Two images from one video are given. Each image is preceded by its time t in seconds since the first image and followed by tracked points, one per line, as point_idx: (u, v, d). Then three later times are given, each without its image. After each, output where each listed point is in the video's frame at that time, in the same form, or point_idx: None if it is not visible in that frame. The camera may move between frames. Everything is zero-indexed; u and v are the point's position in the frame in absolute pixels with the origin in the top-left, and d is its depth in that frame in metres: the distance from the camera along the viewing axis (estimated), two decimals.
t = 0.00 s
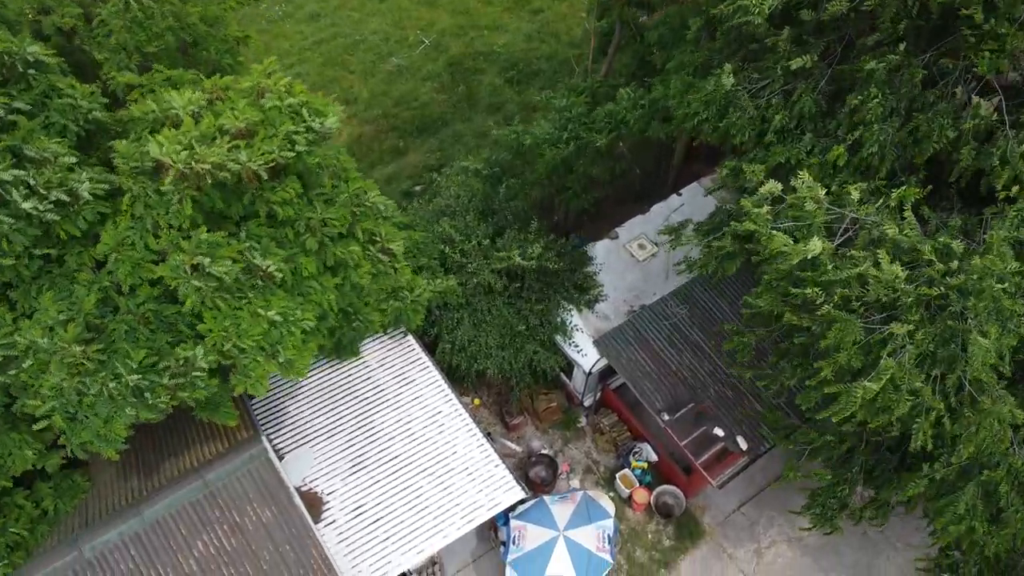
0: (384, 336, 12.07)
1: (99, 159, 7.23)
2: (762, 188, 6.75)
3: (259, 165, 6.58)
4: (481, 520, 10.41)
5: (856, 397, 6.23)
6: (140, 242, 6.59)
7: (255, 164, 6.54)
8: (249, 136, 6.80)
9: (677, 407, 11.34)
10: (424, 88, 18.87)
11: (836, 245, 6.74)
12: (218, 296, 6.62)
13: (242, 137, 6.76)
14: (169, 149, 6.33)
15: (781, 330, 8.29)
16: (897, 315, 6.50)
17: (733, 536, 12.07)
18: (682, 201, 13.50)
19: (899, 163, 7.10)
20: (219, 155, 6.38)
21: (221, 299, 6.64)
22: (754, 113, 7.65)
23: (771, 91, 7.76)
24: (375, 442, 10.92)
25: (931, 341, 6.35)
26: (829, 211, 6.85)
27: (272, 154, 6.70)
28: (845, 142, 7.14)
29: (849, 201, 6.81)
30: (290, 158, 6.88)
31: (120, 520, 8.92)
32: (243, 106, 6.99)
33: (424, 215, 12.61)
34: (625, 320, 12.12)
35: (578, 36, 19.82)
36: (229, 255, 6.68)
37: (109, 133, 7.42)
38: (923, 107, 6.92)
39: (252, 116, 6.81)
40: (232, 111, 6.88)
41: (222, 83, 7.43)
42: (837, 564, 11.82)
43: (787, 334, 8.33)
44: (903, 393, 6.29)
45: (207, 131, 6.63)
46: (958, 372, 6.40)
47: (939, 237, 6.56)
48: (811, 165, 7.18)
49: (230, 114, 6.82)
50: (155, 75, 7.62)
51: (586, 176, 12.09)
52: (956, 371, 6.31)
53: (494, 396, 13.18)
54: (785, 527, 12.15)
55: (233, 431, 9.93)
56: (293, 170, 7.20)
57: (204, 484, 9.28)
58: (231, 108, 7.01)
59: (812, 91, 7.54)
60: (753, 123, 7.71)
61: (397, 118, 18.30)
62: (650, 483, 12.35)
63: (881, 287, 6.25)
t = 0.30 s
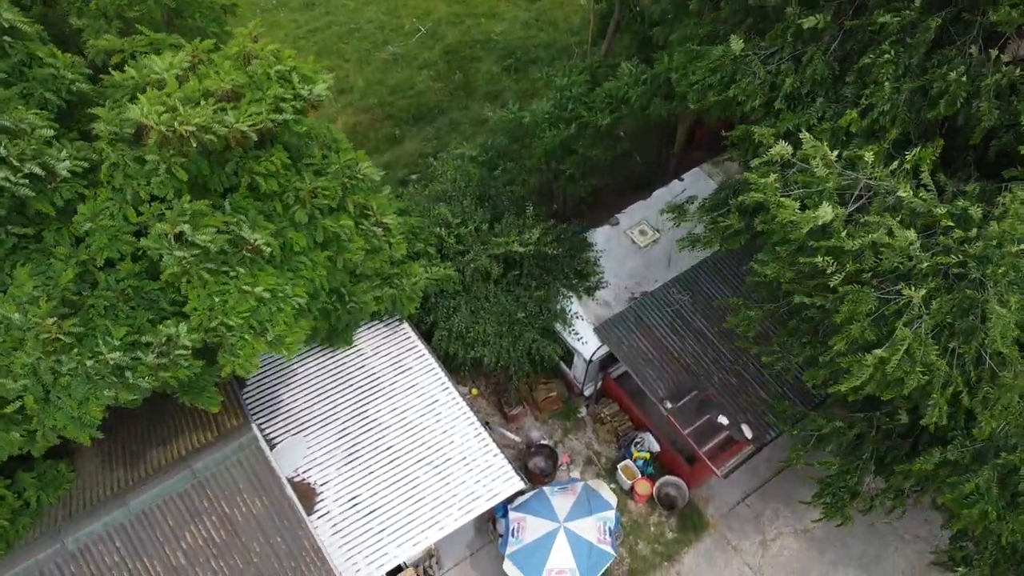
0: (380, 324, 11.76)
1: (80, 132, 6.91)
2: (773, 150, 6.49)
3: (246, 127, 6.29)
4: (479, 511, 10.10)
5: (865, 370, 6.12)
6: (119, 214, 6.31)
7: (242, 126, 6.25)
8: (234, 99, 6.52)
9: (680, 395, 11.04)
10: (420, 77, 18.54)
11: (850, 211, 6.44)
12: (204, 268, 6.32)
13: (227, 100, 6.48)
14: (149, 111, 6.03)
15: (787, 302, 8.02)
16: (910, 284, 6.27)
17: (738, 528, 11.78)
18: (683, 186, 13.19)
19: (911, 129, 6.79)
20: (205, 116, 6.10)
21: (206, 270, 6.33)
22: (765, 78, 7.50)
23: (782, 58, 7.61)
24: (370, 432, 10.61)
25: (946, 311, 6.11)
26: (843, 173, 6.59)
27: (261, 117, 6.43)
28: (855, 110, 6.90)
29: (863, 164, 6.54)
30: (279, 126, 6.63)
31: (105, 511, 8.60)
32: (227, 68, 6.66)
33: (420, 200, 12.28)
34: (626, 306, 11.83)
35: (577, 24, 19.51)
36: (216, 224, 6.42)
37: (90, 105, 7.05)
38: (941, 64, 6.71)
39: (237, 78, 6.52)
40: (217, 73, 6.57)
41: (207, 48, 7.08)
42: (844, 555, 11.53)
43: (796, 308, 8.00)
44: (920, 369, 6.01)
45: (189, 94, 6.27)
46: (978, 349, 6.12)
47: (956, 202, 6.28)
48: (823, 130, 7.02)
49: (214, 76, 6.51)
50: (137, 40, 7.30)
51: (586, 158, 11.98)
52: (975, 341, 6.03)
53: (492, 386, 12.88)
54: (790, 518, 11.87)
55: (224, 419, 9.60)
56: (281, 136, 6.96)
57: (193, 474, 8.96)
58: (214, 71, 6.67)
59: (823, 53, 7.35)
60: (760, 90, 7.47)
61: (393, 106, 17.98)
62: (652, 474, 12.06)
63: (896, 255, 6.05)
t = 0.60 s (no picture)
0: (374, 312, 11.46)
1: (58, 102, 6.58)
2: (782, 115, 6.33)
3: (222, 88, 5.93)
4: (476, 502, 9.81)
5: (890, 345, 5.81)
6: (98, 184, 6.03)
7: (218, 87, 5.89)
8: (214, 61, 6.20)
9: (683, 383, 10.74)
10: (416, 65, 18.22)
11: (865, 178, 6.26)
12: (187, 239, 6.06)
13: (206, 61, 6.17)
14: (118, 68, 5.77)
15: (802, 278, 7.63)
16: (927, 256, 6.06)
17: (743, 520, 11.49)
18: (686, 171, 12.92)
19: (925, 93, 6.72)
20: (178, 74, 5.77)
21: (188, 241, 6.06)
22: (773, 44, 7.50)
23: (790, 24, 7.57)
24: (364, 422, 10.33)
25: (967, 282, 5.87)
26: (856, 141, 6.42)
27: (238, 79, 6.08)
28: (866, 76, 6.73)
29: (879, 127, 6.29)
30: (262, 93, 6.41)
31: (88, 503, 8.28)
32: (207, 30, 6.38)
33: (416, 185, 11.98)
34: (626, 293, 11.56)
35: (575, 12, 19.20)
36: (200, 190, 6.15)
37: (66, 73, 6.74)
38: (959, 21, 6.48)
39: (217, 38, 6.21)
40: (197, 34, 6.28)
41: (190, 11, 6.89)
42: (852, 548, 11.24)
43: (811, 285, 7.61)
44: (932, 344, 5.78)
45: (167, 52, 6.02)
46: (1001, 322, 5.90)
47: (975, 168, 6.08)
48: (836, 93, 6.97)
49: (194, 36, 6.22)
50: (115, 7, 7.07)
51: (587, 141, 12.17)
52: (997, 313, 5.82)
53: (490, 375, 12.58)
54: (796, 510, 11.59)
55: (212, 408, 9.28)
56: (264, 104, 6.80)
57: (179, 464, 8.65)
58: (194, 31, 6.45)
59: (833, 17, 7.28)
60: (769, 56, 7.51)
61: (388, 95, 17.66)
62: (654, 465, 11.77)
63: (914, 222, 5.83)
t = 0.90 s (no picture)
0: (369, 299, 11.17)
1: (29, 67, 6.23)
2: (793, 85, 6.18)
3: (194, 46, 5.76)
4: (474, 493, 9.52)
5: (920, 315, 5.57)
6: (73, 155, 5.77)
7: (190, 45, 5.72)
8: (189, 18, 6.09)
9: (686, 370, 10.45)
10: (411, 53, 17.90)
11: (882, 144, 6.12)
12: (165, 211, 5.87)
13: (180, 18, 6.04)
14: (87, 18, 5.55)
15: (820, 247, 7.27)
16: (954, 227, 5.84)
17: (748, 511, 11.22)
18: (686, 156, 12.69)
19: (940, 59, 6.62)
20: (148, 29, 5.61)
21: (166, 214, 5.87)
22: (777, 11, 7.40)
23: None
24: (359, 411, 10.04)
25: (994, 253, 5.63)
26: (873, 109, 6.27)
27: (212, 37, 5.92)
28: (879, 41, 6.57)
29: (896, 92, 6.15)
30: (244, 51, 6.25)
31: (71, 493, 7.97)
32: None
33: (411, 169, 11.68)
34: (627, 279, 11.28)
35: None
36: (180, 158, 5.98)
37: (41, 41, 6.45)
38: None
39: None
40: None
41: None
42: (860, 539, 10.97)
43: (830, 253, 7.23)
44: (949, 318, 5.52)
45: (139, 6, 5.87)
46: None
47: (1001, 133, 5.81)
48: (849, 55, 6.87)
49: None
50: None
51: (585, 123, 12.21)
52: None
53: (488, 365, 12.29)
54: (802, 500, 11.31)
55: (200, 396, 8.97)
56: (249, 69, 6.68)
57: (166, 453, 8.36)
58: None
59: None
60: (773, 22, 7.40)
61: (383, 83, 17.35)
62: (656, 455, 11.50)
63: (940, 193, 5.59)
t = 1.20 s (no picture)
0: (364, 287, 10.89)
1: None
2: (811, 44, 6.17)
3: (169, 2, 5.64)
4: (472, 484, 9.24)
5: (946, 286, 5.28)
6: (45, 124, 5.76)
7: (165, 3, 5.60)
8: None
9: (690, 358, 10.17)
10: (407, 41, 17.59)
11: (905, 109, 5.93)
12: (140, 184, 5.86)
13: None
14: None
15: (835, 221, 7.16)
16: (977, 199, 5.61)
17: (754, 502, 10.95)
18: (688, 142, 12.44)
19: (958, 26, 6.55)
20: None
21: (141, 187, 5.86)
22: None
23: None
24: (353, 401, 9.75)
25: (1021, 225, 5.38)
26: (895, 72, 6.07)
27: None
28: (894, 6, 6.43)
29: (918, 57, 5.98)
30: (227, 10, 6.14)
31: (53, 485, 7.68)
32: None
33: (406, 154, 11.41)
34: (628, 266, 11.01)
35: None
36: (154, 129, 5.91)
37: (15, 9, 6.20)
38: None
39: None
40: None
41: None
42: (868, 531, 10.70)
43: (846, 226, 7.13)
44: (968, 292, 5.26)
45: None
46: None
47: None
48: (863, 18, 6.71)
49: None
50: None
51: (585, 104, 12.06)
52: None
53: (486, 355, 12.04)
54: (808, 491, 11.05)
55: (189, 385, 8.68)
56: (232, 32, 6.52)
57: (152, 443, 8.08)
58: None
59: None
60: None
61: (378, 72, 17.05)
62: (659, 445, 11.23)
63: (966, 159, 5.31)
